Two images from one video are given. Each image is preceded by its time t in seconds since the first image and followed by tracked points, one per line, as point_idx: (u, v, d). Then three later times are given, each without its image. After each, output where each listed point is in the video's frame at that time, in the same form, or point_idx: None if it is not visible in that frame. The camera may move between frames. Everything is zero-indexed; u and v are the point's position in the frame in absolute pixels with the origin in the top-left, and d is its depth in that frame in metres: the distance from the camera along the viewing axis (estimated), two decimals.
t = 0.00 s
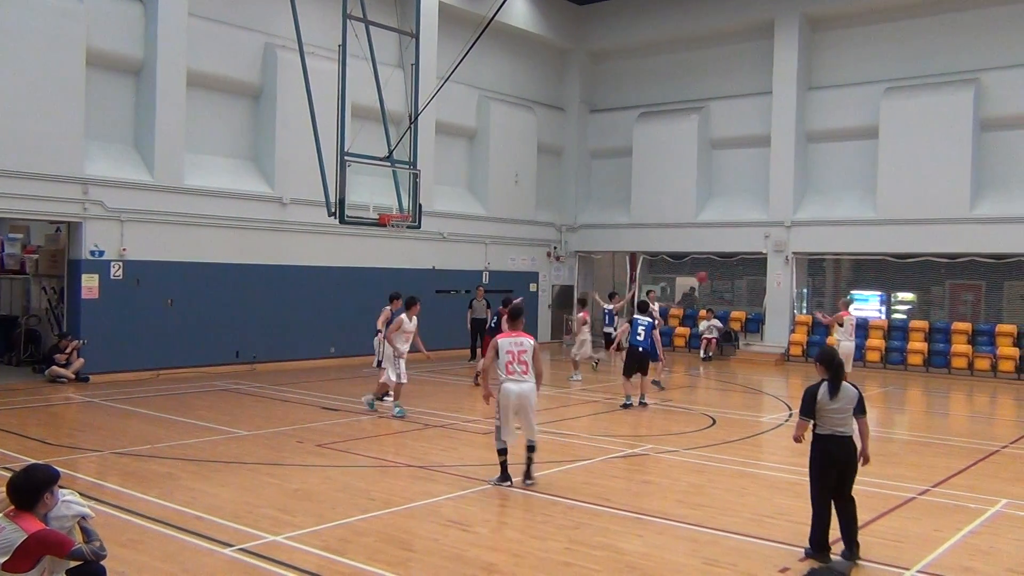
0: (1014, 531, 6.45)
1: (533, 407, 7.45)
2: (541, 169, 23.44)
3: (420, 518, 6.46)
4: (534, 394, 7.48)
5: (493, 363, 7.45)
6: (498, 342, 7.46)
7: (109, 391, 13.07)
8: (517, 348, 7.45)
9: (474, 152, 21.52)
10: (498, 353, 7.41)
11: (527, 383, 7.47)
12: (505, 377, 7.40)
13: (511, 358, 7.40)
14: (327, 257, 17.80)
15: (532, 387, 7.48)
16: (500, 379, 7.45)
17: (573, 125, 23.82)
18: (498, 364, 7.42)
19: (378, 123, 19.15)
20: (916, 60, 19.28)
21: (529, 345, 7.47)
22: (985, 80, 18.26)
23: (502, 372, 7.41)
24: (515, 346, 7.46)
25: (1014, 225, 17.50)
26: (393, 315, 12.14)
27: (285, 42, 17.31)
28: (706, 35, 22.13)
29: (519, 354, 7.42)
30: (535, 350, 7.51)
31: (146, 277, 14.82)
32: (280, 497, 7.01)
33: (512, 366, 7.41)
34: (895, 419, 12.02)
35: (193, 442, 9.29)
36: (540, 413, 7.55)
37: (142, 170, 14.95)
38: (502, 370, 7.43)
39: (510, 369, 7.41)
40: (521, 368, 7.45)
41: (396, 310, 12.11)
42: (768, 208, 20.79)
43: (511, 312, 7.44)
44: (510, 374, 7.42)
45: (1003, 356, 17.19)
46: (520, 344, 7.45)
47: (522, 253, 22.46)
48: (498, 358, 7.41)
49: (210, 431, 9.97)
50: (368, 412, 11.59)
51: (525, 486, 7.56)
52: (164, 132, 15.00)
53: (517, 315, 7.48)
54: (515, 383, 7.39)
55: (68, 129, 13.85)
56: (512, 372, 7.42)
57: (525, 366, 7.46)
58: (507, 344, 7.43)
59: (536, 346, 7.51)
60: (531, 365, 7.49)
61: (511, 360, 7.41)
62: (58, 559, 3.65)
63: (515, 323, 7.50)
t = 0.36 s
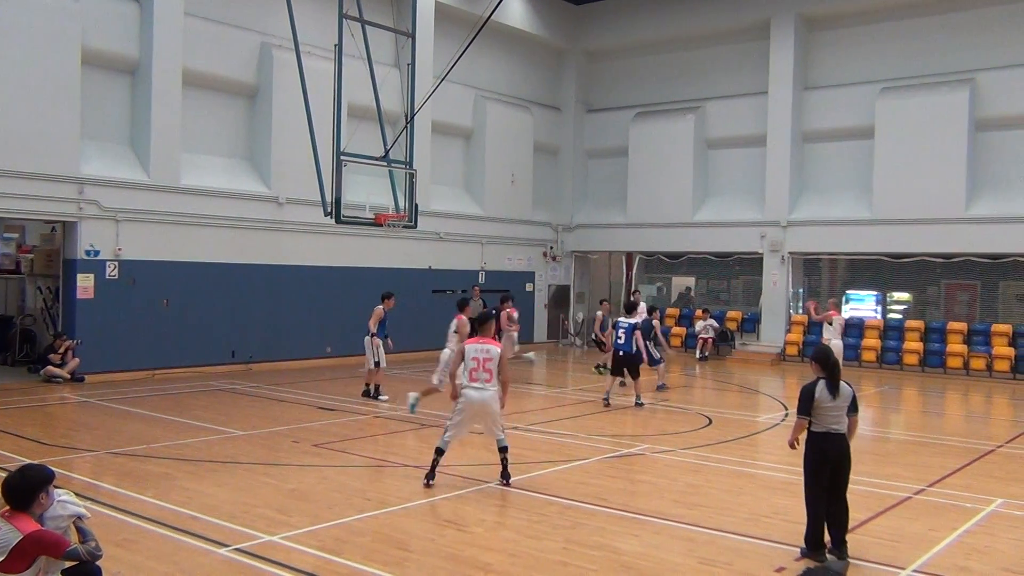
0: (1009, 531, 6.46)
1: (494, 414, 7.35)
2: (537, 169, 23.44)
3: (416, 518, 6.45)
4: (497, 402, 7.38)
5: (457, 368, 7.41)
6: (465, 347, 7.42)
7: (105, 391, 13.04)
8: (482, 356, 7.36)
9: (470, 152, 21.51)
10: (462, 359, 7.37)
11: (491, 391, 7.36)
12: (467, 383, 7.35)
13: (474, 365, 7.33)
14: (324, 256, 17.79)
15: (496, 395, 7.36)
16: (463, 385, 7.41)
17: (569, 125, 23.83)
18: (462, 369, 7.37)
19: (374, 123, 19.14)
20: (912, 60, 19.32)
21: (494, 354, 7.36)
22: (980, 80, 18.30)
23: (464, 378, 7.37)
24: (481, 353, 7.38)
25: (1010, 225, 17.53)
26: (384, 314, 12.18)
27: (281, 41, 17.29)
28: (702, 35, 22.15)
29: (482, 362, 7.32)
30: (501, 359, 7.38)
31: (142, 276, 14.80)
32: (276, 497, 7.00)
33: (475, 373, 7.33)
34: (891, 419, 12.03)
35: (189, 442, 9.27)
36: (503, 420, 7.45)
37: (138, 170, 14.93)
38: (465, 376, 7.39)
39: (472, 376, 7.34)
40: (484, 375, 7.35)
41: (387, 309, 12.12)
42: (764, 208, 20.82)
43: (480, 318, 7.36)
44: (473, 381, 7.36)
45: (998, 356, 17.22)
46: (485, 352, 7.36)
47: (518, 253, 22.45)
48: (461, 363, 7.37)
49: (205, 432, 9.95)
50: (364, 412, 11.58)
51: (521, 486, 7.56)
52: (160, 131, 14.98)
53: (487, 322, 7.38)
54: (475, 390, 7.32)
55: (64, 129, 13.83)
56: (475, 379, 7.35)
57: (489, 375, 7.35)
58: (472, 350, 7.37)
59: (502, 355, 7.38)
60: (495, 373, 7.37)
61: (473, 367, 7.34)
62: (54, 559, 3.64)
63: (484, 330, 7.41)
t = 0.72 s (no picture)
0: (1006, 531, 6.46)
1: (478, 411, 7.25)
2: (534, 169, 23.44)
3: (413, 518, 6.45)
4: (481, 399, 7.30)
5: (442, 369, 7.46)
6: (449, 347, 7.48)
7: (101, 391, 13.02)
8: (462, 354, 7.38)
9: (467, 152, 21.50)
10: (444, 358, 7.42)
11: (473, 388, 7.31)
12: (449, 382, 7.37)
13: (454, 363, 7.36)
14: (321, 256, 17.78)
15: (478, 392, 7.30)
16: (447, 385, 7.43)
17: (566, 125, 23.84)
18: (445, 369, 7.42)
19: (372, 123, 19.13)
20: (909, 61, 19.34)
21: (473, 351, 7.35)
22: (977, 80, 18.31)
23: (447, 377, 7.40)
24: (463, 352, 7.41)
25: (1007, 225, 17.56)
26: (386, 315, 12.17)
27: (278, 41, 17.27)
28: (699, 35, 22.17)
29: (462, 359, 7.33)
30: (482, 355, 7.35)
31: (138, 276, 14.77)
32: (273, 497, 6.99)
33: (455, 371, 7.35)
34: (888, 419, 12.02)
35: (186, 442, 9.26)
36: (489, 417, 7.31)
37: (135, 170, 14.91)
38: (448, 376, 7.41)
39: (453, 374, 7.35)
40: (465, 373, 7.34)
41: (388, 309, 12.11)
42: (761, 208, 20.82)
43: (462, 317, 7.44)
44: (455, 379, 7.36)
45: (995, 356, 17.24)
46: (465, 349, 7.38)
47: (516, 253, 22.45)
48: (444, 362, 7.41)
49: (203, 431, 9.93)
50: (362, 412, 11.57)
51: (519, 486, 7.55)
52: (157, 131, 14.96)
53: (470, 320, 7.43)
54: (456, 388, 7.31)
55: (60, 129, 13.80)
56: (456, 378, 7.36)
57: (469, 372, 7.33)
58: (453, 349, 7.42)
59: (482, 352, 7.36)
60: (477, 371, 7.34)
61: (455, 365, 7.37)
62: (50, 560, 3.63)
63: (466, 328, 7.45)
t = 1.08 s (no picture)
0: (1004, 530, 6.47)
1: (482, 415, 7.13)
2: (532, 168, 23.44)
3: (412, 518, 6.45)
4: (488, 403, 7.17)
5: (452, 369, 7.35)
6: (462, 348, 7.36)
7: (99, 391, 13.00)
8: (474, 356, 7.26)
9: (465, 152, 21.50)
10: (455, 359, 7.31)
11: (480, 391, 7.19)
12: (457, 383, 7.26)
13: (464, 365, 7.24)
14: (320, 256, 17.80)
15: (484, 396, 7.18)
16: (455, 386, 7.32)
17: (565, 124, 23.84)
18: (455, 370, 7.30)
19: (370, 123, 19.12)
20: (906, 60, 19.36)
21: (485, 355, 7.23)
22: (974, 80, 18.33)
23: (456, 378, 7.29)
24: (474, 354, 7.28)
25: (1004, 225, 17.58)
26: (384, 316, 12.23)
27: (275, 41, 17.25)
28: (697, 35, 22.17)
29: (472, 361, 7.21)
30: (495, 360, 7.22)
31: (136, 276, 14.76)
32: (271, 497, 6.99)
33: (464, 373, 7.23)
34: (886, 419, 12.01)
35: (184, 442, 9.25)
36: (493, 423, 7.17)
37: (133, 170, 14.89)
38: (457, 376, 7.30)
39: (462, 375, 7.24)
40: (474, 376, 7.22)
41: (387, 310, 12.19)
42: (760, 208, 20.82)
43: (477, 320, 7.31)
44: (463, 381, 7.25)
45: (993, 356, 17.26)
46: (477, 352, 7.25)
47: (514, 253, 22.45)
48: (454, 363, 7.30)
49: (201, 431, 9.92)
50: (360, 412, 11.56)
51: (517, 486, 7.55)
52: (155, 131, 14.95)
53: (485, 324, 7.30)
54: (463, 389, 7.20)
55: (57, 129, 13.77)
56: (465, 379, 7.25)
57: (479, 375, 7.21)
58: (465, 350, 7.30)
59: (495, 356, 7.23)
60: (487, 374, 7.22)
61: (465, 367, 7.25)
62: (48, 559, 3.63)
63: (480, 332, 7.33)
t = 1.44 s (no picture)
0: (1002, 530, 6.48)
1: (456, 413, 7.04)
2: (531, 168, 23.43)
3: (410, 518, 6.44)
4: (461, 400, 7.07)
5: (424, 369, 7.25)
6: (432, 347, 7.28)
7: (97, 391, 12.98)
8: (442, 353, 7.15)
9: (464, 152, 21.50)
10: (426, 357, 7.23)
11: (451, 389, 7.08)
12: (429, 383, 7.17)
13: (434, 364, 7.13)
14: (320, 256, 17.82)
15: (456, 393, 7.06)
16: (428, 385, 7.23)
17: (563, 124, 23.85)
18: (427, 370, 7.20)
19: (369, 123, 19.13)
20: (905, 61, 19.38)
21: (452, 350, 7.11)
22: (973, 80, 18.36)
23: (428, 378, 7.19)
24: (443, 351, 7.17)
25: (1003, 225, 17.60)
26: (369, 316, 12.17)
27: (274, 40, 17.25)
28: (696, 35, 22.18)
29: (440, 359, 7.10)
30: (462, 355, 7.10)
31: (135, 276, 14.75)
32: (270, 497, 6.98)
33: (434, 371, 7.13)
34: (884, 419, 12.01)
35: (182, 442, 9.24)
36: (468, 420, 7.08)
37: (132, 170, 14.88)
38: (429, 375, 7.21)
39: (433, 374, 7.13)
40: (443, 373, 7.10)
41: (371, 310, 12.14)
42: (758, 208, 20.83)
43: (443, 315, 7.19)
44: (434, 380, 7.15)
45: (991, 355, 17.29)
46: (444, 349, 7.14)
47: (512, 253, 22.45)
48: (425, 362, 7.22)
49: (199, 431, 9.91)
50: (358, 412, 11.55)
51: (515, 486, 7.54)
52: (154, 131, 14.95)
53: (451, 318, 7.21)
54: (435, 389, 7.10)
55: (56, 128, 13.77)
56: (437, 378, 7.15)
57: (449, 372, 7.10)
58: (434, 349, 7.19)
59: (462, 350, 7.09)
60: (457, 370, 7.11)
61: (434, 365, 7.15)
62: (47, 559, 3.63)
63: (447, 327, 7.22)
